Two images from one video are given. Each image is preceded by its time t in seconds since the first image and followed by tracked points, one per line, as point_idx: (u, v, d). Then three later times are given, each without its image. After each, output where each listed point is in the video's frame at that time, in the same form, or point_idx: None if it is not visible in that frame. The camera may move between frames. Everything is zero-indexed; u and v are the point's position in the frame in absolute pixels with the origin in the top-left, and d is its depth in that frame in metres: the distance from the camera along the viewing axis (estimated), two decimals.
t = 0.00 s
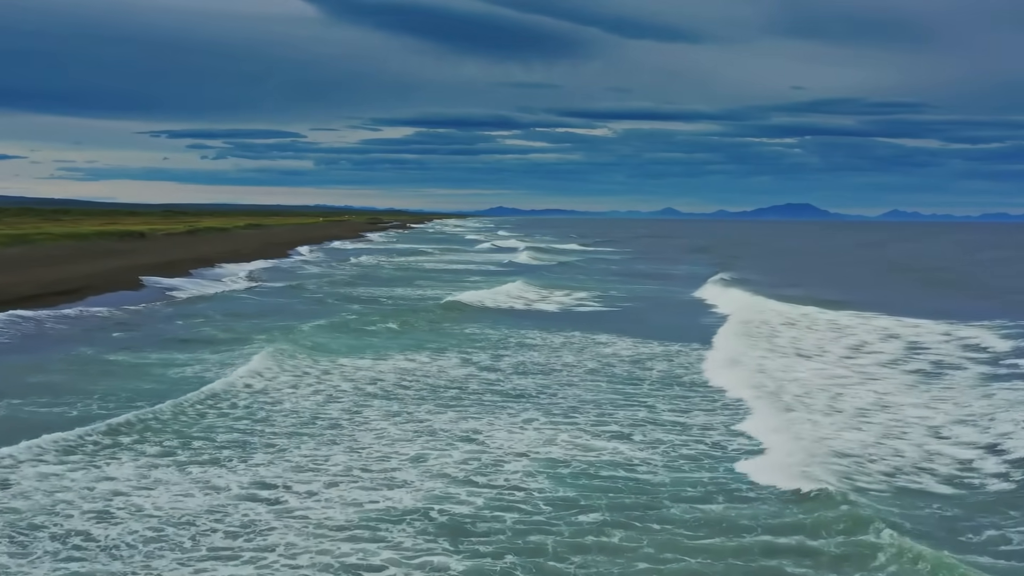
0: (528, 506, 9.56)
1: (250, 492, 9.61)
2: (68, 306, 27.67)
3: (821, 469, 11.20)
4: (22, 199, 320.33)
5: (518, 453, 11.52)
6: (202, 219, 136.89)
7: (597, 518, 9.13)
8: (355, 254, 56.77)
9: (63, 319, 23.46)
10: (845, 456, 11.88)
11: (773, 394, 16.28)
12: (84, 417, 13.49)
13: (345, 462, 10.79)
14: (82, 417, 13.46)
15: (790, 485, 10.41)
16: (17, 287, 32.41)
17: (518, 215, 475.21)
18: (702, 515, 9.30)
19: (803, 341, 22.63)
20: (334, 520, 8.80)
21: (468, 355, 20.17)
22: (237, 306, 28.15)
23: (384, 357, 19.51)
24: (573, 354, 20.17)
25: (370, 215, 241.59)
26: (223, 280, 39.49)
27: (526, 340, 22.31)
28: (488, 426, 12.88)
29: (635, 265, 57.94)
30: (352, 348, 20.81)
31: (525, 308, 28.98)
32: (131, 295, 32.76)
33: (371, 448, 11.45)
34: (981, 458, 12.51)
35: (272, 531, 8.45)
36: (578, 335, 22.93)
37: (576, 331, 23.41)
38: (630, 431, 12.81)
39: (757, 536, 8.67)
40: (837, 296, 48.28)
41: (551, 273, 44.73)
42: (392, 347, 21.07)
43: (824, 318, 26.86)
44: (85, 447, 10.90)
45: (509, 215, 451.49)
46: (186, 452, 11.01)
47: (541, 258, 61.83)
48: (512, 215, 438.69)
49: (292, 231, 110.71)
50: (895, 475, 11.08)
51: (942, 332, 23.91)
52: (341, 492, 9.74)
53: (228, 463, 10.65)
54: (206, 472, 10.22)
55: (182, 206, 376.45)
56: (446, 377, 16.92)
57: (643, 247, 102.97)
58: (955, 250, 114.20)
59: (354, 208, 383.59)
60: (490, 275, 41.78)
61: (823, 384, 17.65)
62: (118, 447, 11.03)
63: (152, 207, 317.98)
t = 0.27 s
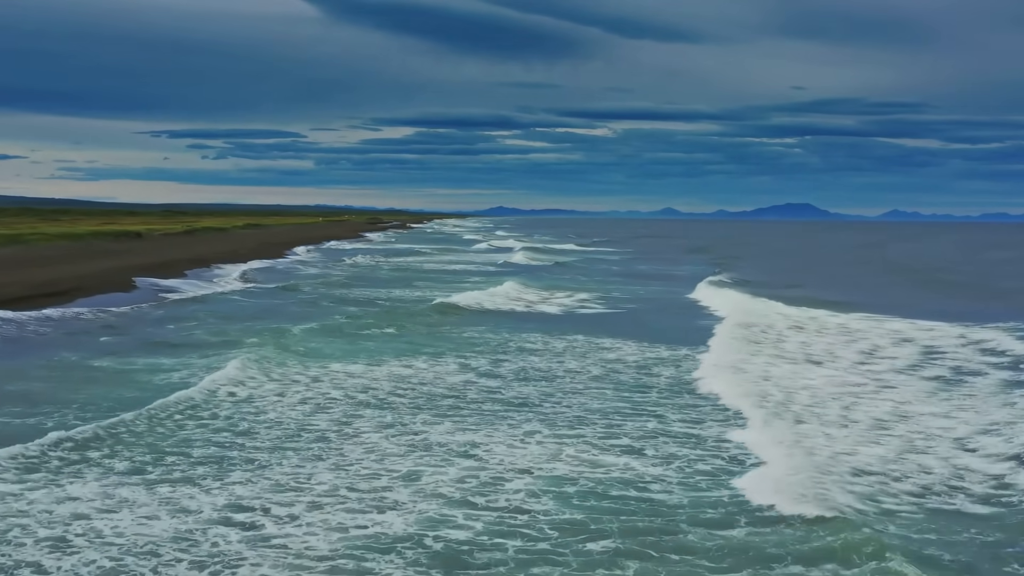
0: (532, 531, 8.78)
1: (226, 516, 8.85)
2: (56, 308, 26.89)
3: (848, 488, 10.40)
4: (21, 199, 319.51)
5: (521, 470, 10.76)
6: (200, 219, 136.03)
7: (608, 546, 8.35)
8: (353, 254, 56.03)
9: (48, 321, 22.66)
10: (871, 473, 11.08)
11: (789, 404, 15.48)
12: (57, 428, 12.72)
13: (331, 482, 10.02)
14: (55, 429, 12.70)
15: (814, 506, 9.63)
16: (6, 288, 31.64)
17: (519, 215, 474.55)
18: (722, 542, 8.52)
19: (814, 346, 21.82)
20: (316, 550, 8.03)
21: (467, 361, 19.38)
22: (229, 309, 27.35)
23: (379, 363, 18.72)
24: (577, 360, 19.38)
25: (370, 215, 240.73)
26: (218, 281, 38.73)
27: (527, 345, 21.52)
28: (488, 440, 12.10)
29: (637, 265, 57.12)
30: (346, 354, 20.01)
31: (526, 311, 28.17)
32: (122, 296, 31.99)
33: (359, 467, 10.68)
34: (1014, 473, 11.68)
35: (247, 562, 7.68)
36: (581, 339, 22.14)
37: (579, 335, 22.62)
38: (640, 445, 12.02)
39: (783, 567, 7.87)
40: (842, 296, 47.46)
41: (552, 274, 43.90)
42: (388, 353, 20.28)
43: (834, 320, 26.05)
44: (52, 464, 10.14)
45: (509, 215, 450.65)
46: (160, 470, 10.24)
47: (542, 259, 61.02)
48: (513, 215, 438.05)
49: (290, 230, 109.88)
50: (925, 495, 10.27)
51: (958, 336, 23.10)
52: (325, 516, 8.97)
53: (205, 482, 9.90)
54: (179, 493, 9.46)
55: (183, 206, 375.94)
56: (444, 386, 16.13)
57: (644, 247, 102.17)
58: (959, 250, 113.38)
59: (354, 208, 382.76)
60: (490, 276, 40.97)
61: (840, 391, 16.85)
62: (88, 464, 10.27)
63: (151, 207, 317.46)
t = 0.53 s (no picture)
0: (536, 561, 7.99)
1: (193, 545, 8.06)
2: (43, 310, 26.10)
3: (878, 510, 9.60)
4: (21, 199, 318.79)
5: (522, 490, 9.99)
6: (200, 218, 135.37)
7: None
8: (351, 255, 55.27)
9: (32, 325, 21.85)
10: (902, 493, 10.26)
11: (805, 416, 14.69)
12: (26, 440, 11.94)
13: (314, 505, 9.25)
14: (24, 441, 11.91)
15: (844, 532, 8.83)
16: None
17: (519, 215, 473.89)
18: None
19: (827, 349, 21.03)
20: None
21: (467, 366, 18.62)
22: (224, 311, 26.57)
23: (376, 370, 17.96)
24: (582, 366, 18.61)
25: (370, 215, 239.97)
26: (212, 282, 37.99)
27: (529, 350, 20.71)
28: (488, 456, 11.31)
29: (638, 266, 56.44)
30: (342, 360, 19.23)
31: (528, 313, 27.39)
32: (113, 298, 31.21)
33: (346, 488, 9.91)
34: None
35: None
36: (585, 343, 21.38)
37: (583, 339, 21.86)
38: (654, 462, 11.23)
39: None
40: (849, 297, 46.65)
41: (554, 275, 43.12)
42: (384, 359, 19.47)
43: (846, 321, 25.25)
44: (12, 483, 9.36)
45: (509, 215, 449.92)
46: (128, 489, 9.48)
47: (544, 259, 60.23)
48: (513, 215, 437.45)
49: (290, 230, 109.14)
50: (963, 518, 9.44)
51: (975, 340, 22.29)
52: (304, 544, 8.19)
53: (176, 504, 9.12)
54: (143, 516, 8.69)
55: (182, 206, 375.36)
56: (443, 395, 15.35)
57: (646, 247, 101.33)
58: (963, 251, 112.50)
59: (354, 209, 382.32)
60: (490, 277, 40.21)
61: (859, 400, 16.05)
62: (50, 483, 9.49)
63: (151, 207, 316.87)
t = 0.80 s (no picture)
0: None
1: None
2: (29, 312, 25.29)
3: (913, 538, 8.81)
4: (20, 199, 317.98)
5: (525, 515, 9.21)
6: (198, 218, 134.58)
7: None
8: (348, 255, 54.52)
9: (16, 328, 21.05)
10: (937, 517, 9.47)
11: (823, 429, 13.90)
12: None
13: (294, 532, 8.44)
14: None
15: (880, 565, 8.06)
16: None
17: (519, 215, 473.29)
18: None
19: (841, 354, 20.23)
20: None
21: (467, 374, 17.83)
22: (216, 314, 25.79)
23: (372, 378, 17.18)
24: (587, 373, 17.81)
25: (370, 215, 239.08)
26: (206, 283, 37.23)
27: (530, 356, 19.93)
28: (488, 476, 10.49)
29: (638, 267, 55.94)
30: (335, 366, 18.45)
31: (529, 316, 26.60)
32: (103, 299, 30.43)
33: (330, 512, 9.11)
34: None
35: None
36: (590, 349, 20.60)
37: (587, 345, 21.07)
38: (672, 482, 10.43)
39: None
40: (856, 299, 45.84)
41: (556, 277, 42.34)
42: (379, 366, 18.68)
43: (858, 325, 24.45)
44: None
45: (510, 215, 449.06)
46: (89, 513, 8.70)
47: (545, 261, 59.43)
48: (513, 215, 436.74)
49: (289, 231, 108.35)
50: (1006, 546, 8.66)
51: (993, 346, 21.49)
52: None
53: (141, 531, 8.33)
54: (100, 544, 7.90)
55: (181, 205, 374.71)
56: (441, 406, 14.57)
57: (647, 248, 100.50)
58: (967, 252, 111.65)
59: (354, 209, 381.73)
60: (491, 278, 39.42)
61: (878, 410, 15.25)
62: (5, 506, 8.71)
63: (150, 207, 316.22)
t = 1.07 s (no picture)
0: None
1: None
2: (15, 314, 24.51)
3: (952, 569, 8.04)
4: (19, 199, 317.27)
5: (526, 541, 8.46)
6: (197, 218, 133.84)
7: None
8: (345, 255, 53.79)
9: None
10: (974, 544, 8.69)
11: (840, 443, 13.16)
12: None
13: (270, 564, 7.69)
14: None
15: None
16: None
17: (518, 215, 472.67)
18: None
19: (854, 359, 19.48)
20: None
21: (466, 381, 17.09)
22: (207, 317, 25.06)
23: (367, 385, 16.44)
24: (591, 381, 17.07)
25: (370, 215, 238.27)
26: (199, 284, 36.54)
27: (531, 362, 19.20)
28: (487, 498, 9.83)
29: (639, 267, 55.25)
30: (329, 372, 17.71)
31: (530, 319, 25.85)
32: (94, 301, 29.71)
33: (310, 539, 8.35)
34: None
35: None
36: (594, 354, 19.85)
37: (590, 349, 20.33)
38: (688, 503, 9.83)
39: None
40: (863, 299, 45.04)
41: (558, 277, 41.60)
42: (373, 372, 17.94)
43: (871, 328, 23.70)
44: None
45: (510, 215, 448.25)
46: (44, 541, 7.95)
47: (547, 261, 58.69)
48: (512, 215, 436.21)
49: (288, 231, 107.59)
50: None
51: (1012, 350, 20.72)
52: None
53: (101, 561, 7.58)
54: None
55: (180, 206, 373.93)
56: (438, 417, 13.82)
57: (649, 248, 99.69)
58: (971, 252, 110.83)
59: (353, 208, 381.21)
60: (492, 279, 38.66)
61: (897, 421, 14.51)
62: None
63: (149, 208, 315.44)
